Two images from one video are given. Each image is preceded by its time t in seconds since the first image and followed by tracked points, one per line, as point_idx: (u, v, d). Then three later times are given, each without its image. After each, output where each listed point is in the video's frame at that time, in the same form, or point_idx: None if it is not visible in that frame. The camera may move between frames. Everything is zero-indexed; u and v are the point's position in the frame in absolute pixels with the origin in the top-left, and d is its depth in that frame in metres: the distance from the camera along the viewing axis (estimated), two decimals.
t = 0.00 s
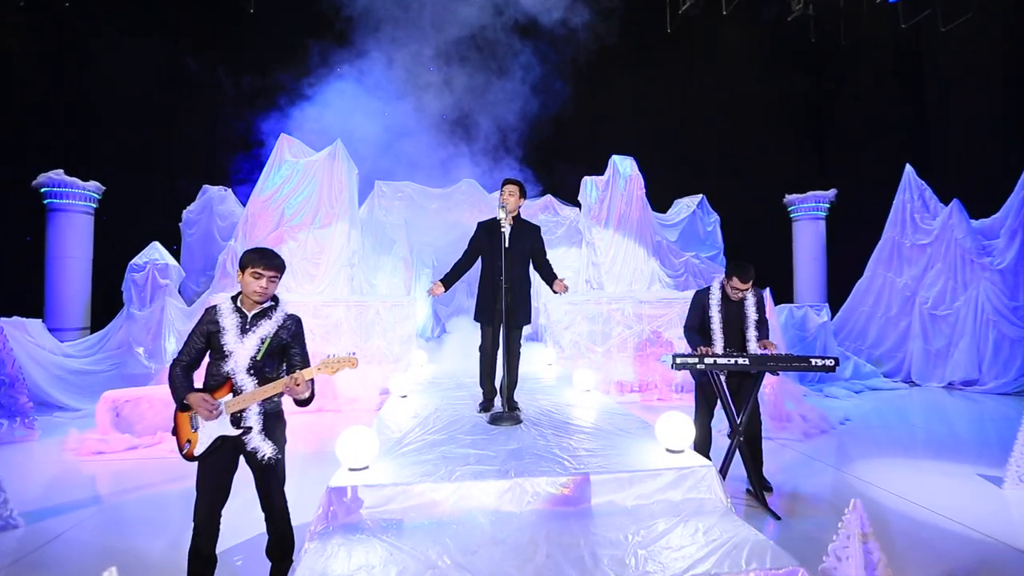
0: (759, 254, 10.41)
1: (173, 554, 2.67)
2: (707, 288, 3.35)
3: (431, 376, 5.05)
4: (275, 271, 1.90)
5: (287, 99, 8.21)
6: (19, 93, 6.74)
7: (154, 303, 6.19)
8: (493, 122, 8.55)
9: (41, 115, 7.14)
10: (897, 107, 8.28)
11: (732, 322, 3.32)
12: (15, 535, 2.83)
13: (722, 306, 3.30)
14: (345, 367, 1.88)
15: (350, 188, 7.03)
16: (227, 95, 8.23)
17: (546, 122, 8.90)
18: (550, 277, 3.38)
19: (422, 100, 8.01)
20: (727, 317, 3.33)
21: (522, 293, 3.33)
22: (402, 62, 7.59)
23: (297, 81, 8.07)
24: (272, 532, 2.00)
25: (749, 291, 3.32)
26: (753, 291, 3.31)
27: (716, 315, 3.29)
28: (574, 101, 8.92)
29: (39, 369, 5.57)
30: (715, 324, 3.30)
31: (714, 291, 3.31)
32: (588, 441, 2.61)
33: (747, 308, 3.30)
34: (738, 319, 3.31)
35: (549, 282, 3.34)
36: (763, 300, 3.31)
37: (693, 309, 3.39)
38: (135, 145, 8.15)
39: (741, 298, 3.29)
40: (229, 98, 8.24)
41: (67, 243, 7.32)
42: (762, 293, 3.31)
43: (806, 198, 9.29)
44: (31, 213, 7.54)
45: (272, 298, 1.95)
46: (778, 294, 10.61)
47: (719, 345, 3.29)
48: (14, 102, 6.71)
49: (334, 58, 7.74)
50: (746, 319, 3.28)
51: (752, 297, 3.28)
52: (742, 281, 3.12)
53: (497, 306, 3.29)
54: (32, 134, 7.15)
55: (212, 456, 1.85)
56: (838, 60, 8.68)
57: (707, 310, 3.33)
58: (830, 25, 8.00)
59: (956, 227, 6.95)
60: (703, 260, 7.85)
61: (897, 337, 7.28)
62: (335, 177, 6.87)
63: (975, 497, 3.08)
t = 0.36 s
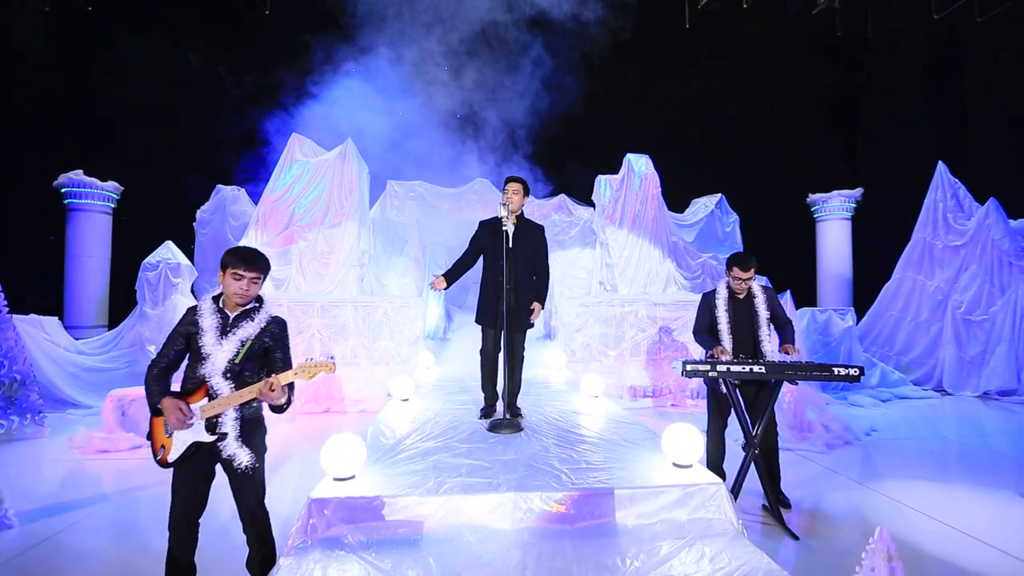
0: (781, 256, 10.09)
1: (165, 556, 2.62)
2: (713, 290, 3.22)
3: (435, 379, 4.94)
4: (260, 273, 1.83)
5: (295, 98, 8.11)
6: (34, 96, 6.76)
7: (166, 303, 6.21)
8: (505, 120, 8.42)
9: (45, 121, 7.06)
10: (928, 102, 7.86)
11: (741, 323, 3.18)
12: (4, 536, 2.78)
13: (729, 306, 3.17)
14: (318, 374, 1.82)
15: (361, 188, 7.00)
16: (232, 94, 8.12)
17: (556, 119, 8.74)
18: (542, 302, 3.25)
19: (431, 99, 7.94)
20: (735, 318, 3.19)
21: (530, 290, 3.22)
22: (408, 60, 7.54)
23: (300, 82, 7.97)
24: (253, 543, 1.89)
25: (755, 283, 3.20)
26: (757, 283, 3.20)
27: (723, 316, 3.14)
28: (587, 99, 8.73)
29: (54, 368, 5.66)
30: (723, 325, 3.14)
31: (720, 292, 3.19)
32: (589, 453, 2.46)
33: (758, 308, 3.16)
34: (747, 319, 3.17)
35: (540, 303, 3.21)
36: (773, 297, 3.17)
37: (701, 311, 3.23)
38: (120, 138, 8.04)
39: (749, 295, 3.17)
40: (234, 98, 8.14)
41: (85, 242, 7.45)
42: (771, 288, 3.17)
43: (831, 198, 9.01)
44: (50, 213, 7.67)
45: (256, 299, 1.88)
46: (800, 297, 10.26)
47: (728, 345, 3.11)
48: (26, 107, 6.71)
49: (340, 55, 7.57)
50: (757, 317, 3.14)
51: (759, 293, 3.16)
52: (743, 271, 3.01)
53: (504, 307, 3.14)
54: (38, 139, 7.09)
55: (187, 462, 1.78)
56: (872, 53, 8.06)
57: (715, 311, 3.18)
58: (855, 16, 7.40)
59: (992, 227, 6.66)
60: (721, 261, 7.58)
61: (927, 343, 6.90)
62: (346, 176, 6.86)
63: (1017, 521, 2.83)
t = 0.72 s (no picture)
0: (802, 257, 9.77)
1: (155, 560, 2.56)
2: (718, 293, 3.12)
3: (438, 382, 4.84)
4: (227, 276, 1.82)
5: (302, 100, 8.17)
6: (63, 103, 6.75)
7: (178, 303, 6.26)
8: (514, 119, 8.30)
9: (68, 128, 7.03)
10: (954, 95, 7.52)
11: (749, 327, 3.07)
12: None
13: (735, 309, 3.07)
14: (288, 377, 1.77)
15: (371, 187, 6.99)
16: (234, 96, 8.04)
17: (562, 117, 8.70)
18: (547, 306, 3.17)
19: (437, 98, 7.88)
20: (743, 321, 3.08)
21: (533, 293, 3.15)
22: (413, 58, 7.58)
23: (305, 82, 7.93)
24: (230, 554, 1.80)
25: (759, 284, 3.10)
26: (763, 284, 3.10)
27: (729, 320, 3.03)
28: (596, 96, 8.57)
29: (70, 367, 5.73)
30: (732, 329, 3.02)
31: (724, 295, 3.08)
32: (590, 463, 2.34)
33: (764, 311, 3.05)
34: (755, 322, 3.06)
35: (546, 305, 3.15)
36: (780, 297, 3.05)
37: (707, 316, 3.13)
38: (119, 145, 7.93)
39: (754, 297, 3.08)
40: (234, 97, 8.05)
41: (103, 242, 7.59)
42: (777, 288, 3.06)
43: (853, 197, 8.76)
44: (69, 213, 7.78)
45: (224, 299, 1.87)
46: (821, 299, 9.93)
47: (740, 353, 2.97)
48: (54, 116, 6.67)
49: (341, 53, 7.63)
50: (763, 319, 3.03)
51: (765, 293, 3.06)
52: (746, 271, 2.91)
53: (508, 309, 3.07)
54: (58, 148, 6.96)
55: (156, 469, 1.72)
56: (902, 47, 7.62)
57: (721, 315, 3.07)
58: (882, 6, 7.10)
59: None
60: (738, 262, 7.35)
61: (957, 348, 6.60)
62: (355, 177, 6.91)
63: None
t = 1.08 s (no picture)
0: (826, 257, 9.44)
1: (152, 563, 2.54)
2: (730, 294, 3.01)
3: (440, 386, 4.76)
4: (192, 273, 1.89)
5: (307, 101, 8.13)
6: (63, 101, 7.29)
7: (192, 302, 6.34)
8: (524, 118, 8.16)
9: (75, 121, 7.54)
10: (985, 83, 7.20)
11: (762, 330, 2.93)
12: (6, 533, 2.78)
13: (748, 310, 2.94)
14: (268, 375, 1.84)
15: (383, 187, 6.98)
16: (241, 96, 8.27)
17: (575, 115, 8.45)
18: (552, 306, 3.10)
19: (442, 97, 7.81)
20: (756, 323, 2.95)
21: (538, 294, 3.05)
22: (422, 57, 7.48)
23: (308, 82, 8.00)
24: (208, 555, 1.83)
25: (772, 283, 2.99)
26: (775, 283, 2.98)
27: (743, 321, 2.92)
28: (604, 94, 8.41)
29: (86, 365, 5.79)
30: (745, 332, 2.91)
31: (737, 295, 2.96)
32: (590, 471, 2.23)
33: (776, 312, 2.91)
34: (768, 325, 2.92)
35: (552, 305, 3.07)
36: (794, 298, 2.92)
37: (719, 316, 3.02)
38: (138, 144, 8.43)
39: (767, 296, 2.95)
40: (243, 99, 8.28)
41: (122, 244, 7.73)
42: (791, 289, 2.94)
43: (880, 194, 8.20)
44: (91, 214, 8.01)
45: (194, 298, 1.94)
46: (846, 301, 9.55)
47: (755, 356, 2.86)
48: (55, 112, 7.18)
49: (350, 53, 7.66)
50: (775, 321, 2.90)
51: (778, 293, 2.93)
52: (759, 267, 2.79)
53: (512, 310, 2.98)
54: (69, 142, 7.52)
55: (128, 476, 1.75)
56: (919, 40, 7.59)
57: (734, 316, 2.96)
58: None
59: None
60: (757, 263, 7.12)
61: (993, 353, 6.25)
62: (366, 176, 6.88)
63: None
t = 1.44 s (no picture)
0: (854, 257, 9.09)
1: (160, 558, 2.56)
2: (748, 295, 2.85)
3: (447, 387, 4.70)
4: (175, 268, 1.89)
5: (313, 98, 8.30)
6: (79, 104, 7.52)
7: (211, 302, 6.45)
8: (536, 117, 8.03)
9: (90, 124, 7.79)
10: None
11: (782, 335, 2.75)
12: (18, 527, 2.83)
13: (767, 314, 2.77)
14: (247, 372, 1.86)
15: (397, 188, 6.99)
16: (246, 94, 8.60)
17: (591, 114, 8.32)
18: (558, 309, 3.00)
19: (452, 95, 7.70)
20: (776, 327, 2.77)
21: (544, 295, 2.98)
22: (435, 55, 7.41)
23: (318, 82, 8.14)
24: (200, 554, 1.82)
25: (793, 286, 2.85)
26: (798, 286, 2.83)
27: (762, 324, 2.74)
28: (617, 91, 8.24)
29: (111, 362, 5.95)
30: (763, 336, 2.73)
31: (755, 296, 2.81)
32: (592, 479, 2.14)
33: (796, 314, 2.75)
34: (788, 330, 2.75)
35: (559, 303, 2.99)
36: (818, 302, 2.76)
37: (735, 319, 2.85)
38: (164, 145, 8.92)
39: (785, 299, 2.79)
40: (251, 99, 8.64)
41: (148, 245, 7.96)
42: (814, 293, 2.79)
43: (914, 191, 7.92)
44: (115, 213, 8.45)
45: (180, 295, 1.93)
46: (876, 304, 9.18)
47: (772, 360, 2.69)
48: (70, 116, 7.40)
49: (362, 55, 7.60)
50: (795, 327, 2.73)
51: (800, 297, 2.77)
52: (775, 259, 2.70)
53: (517, 309, 2.93)
54: (88, 144, 7.84)
55: (118, 477, 1.77)
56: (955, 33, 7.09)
57: (751, 319, 2.79)
58: None
59: None
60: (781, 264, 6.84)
61: None
62: (381, 177, 6.91)
63: None
